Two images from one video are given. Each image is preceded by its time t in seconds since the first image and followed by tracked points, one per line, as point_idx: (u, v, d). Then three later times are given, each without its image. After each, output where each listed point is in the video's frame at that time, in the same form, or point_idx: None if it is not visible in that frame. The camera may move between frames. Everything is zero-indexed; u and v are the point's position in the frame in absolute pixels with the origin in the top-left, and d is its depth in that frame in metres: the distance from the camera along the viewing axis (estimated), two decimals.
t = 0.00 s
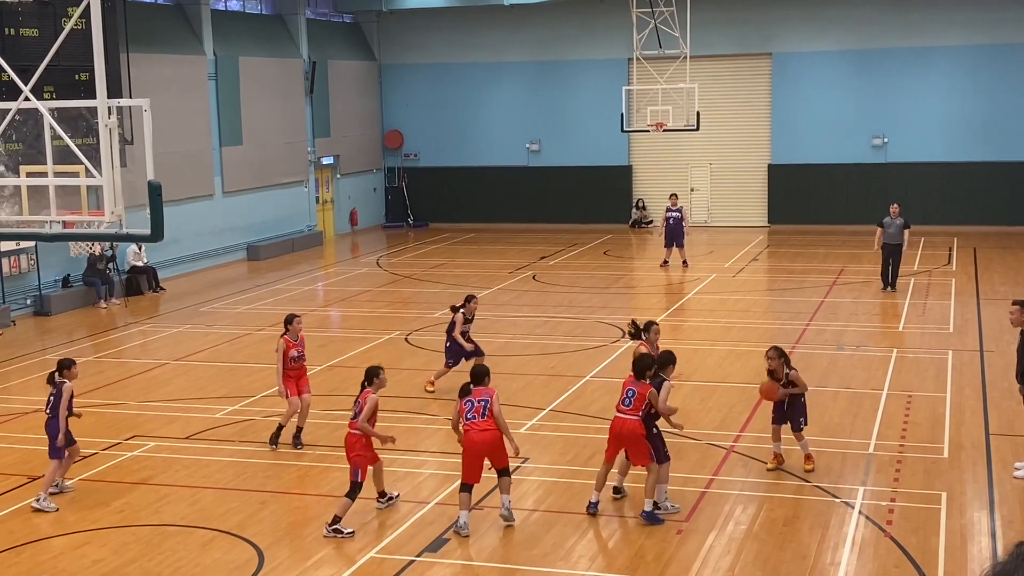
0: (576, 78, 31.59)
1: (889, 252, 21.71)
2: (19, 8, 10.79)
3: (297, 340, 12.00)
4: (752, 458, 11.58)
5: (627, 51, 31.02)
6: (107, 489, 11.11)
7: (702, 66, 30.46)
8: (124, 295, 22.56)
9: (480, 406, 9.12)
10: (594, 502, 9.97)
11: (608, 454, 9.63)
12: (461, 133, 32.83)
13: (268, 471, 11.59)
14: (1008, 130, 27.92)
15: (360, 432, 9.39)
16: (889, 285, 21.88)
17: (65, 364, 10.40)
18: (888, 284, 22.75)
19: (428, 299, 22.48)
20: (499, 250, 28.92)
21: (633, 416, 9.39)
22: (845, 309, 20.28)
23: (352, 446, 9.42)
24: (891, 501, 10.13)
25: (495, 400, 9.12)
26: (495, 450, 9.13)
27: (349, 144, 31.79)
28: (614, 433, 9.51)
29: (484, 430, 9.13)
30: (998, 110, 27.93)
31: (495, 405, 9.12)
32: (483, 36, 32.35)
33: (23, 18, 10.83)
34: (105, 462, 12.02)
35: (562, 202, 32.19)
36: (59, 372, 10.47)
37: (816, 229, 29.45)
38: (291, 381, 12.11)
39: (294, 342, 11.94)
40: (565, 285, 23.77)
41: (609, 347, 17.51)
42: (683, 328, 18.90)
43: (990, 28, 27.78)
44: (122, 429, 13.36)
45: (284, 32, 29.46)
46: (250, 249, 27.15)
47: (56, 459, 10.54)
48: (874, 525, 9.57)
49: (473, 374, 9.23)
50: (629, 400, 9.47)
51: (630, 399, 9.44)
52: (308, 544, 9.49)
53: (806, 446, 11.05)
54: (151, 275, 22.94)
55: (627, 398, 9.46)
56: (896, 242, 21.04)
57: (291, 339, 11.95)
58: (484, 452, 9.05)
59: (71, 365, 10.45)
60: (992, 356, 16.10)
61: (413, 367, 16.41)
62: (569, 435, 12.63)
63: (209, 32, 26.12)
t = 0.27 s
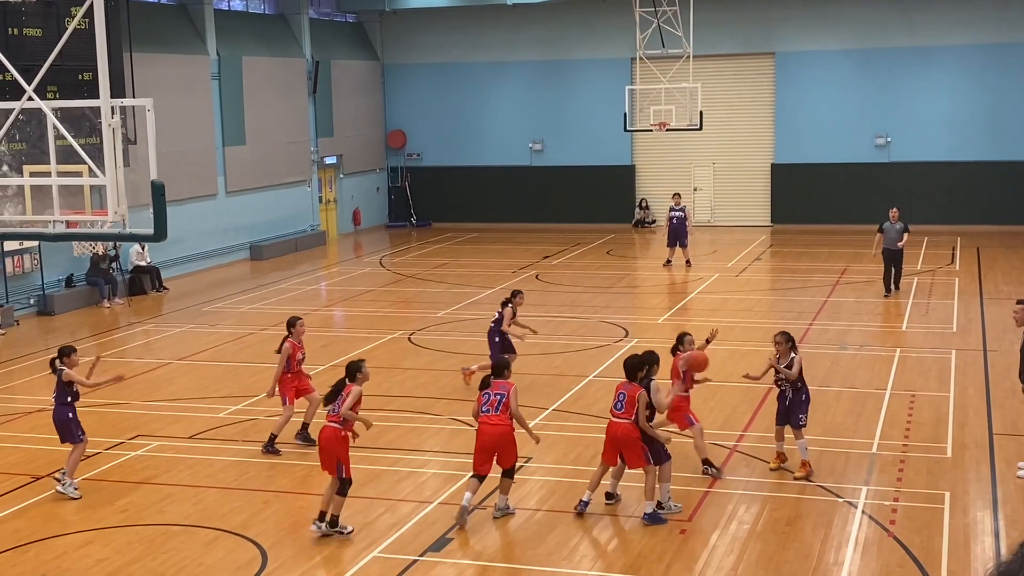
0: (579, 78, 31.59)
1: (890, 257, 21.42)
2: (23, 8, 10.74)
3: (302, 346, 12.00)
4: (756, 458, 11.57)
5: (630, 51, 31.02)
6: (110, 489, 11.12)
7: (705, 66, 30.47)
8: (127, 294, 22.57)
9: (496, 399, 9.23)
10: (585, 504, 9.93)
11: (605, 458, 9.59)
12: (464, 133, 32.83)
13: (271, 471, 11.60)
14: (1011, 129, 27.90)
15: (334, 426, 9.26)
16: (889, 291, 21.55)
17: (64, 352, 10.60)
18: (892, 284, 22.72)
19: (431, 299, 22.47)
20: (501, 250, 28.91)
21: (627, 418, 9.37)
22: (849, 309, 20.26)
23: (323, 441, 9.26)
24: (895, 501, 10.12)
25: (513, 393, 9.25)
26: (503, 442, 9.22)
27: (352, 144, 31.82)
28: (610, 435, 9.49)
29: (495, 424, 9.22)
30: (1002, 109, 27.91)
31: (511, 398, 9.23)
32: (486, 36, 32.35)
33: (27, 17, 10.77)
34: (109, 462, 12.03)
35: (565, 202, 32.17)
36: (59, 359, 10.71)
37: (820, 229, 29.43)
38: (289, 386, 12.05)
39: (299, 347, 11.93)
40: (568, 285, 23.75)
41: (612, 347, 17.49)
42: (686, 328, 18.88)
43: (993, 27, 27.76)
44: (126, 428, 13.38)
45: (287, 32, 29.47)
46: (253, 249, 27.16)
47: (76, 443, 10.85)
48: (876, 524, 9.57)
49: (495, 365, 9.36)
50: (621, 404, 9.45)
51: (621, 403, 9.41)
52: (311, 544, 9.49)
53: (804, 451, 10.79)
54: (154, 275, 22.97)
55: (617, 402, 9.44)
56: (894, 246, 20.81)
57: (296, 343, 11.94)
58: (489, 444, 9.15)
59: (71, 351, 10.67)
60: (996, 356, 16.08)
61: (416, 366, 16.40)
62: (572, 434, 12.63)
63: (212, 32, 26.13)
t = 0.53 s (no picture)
0: (583, 78, 31.59)
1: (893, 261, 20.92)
2: (26, 8, 10.70)
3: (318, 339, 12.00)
4: (759, 458, 11.56)
5: (633, 51, 31.02)
6: (114, 489, 11.12)
7: (709, 65, 30.47)
8: (131, 295, 22.58)
9: (503, 397, 9.65)
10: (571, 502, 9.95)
11: (591, 458, 9.61)
12: (468, 133, 32.84)
13: (275, 471, 11.59)
14: (1015, 129, 27.87)
15: (333, 448, 8.77)
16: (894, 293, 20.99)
17: (72, 354, 10.64)
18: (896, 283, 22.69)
19: (434, 299, 22.46)
20: (505, 250, 28.90)
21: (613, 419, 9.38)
22: (853, 309, 20.25)
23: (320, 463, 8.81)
24: (898, 501, 10.11)
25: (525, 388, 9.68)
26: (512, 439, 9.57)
27: (356, 144, 31.84)
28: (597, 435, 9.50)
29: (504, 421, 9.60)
30: (1005, 109, 27.89)
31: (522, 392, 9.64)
32: (489, 36, 32.36)
33: (30, 18, 10.74)
34: (112, 462, 12.03)
35: (569, 201, 32.17)
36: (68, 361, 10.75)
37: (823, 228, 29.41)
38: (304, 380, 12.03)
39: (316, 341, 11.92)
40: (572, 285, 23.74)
41: (615, 347, 17.48)
42: (690, 328, 18.87)
43: (997, 27, 27.73)
44: (130, 428, 13.39)
45: (290, 32, 29.48)
46: (257, 249, 27.18)
47: (82, 444, 10.89)
48: (880, 524, 9.56)
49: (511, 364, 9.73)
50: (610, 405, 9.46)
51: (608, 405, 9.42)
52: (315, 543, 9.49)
53: (809, 452, 10.79)
54: (157, 275, 22.99)
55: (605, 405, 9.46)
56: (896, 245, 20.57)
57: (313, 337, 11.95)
58: (495, 436, 9.57)
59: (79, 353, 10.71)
60: (1000, 356, 16.05)
61: (419, 366, 16.40)
62: (575, 434, 12.62)
63: (215, 32, 26.15)
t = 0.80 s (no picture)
0: (586, 77, 31.58)
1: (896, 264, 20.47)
2: (30, 8, 10.74)
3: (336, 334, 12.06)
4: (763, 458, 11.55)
5: (636, 51, 31.01)
6: (117, 488, 11.14)
7: (712, 65, 30.45)
8: (134, 295, 22.58)
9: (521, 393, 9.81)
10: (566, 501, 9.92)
11: (575, 452, 9.70)
12: (471, 132, 32.84)
13: (278, 470, 11.60)
14: (1019, 129, 27.83)
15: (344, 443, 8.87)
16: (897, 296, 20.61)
17: (81, 349, 10.87)
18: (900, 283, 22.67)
19: (437, 299, 22.45)
20: (507, 250, 28.89)
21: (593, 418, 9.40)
22: (856, 308, 20.23)
23: (333, 461, 8.83)
24: (902, 501, 10.10)
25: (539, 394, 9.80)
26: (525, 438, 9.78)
27: (359, 144, 31.84)
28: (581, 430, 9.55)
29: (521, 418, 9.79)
30: (1009, 109, 27.85)
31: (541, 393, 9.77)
32: (492, 36, 32.36)
33: (34, 18, 10.77)
34: (115, 462, 12.04)
35: (572, 201, 32.17)
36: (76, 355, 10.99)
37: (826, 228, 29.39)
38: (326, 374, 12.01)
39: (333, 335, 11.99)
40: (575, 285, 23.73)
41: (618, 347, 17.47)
42: (693, 328, 18.85)
43: (1001, 26, 27.70)
44: (133, 428, 13.40)
45: (293, 32, 29.48)
46: (260, 249, 27.18)
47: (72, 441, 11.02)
48: (883, 524, 9.55)
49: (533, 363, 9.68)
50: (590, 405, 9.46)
51: (590, 404, 9.44)
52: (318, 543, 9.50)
53: (810, 452, 10.79)
54: (161, 275, 22.99)
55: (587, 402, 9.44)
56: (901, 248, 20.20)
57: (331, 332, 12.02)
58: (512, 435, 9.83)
59: (88, 349, 10.97)
60: (1004, 356, 16.03)
61: (422, 366, 16.40)
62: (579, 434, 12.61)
63: (218, 32, 26.14)
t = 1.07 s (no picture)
0: (589, 77, 31.57)
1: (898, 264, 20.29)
2: (33, 9, 10.78)
3: (359, 342, 12.34)
4: (766, 458, 11.54)
5: (640, 51, 31.00)
6: (121, 488, 11.15)
7: (715, 65, 30.43)
8: (137, 295, 22.59)
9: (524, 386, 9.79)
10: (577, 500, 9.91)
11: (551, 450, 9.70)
12: (474, 133, 32.84)
13: (282, 471, 11.60)
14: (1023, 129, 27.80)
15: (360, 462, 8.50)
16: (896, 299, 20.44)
17: (85, 355, 10.86)
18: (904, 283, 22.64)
19: (441, 299, 22.46)
20: (511, 250, 28.89)
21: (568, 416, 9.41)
22: (860, 308, 20.21)
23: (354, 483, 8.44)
24: (906, 501, 10.10)
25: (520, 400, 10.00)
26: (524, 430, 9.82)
27: (362, 144, 31.85)
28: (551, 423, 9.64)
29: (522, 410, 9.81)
30: (1012, 109, 27.83)
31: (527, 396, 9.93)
32: (496, 36, 32.36)
33: (37, 19, 10.83)
34: (119, 462, 12.05)
35: (575, 201, 32.17)
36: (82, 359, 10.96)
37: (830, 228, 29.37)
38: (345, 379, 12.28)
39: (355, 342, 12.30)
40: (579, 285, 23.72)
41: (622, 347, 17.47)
42: (697, 328, 18.85)
43: (1005, 26, 27.67)
44: (137, 428, 13.41)
45: (297, 32, 29.49)
46: (263, 249, 27.19)
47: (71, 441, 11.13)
48: (887, 524, 9.54)
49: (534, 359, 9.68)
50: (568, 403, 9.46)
51: (568, 402, 9.46)
52: (321, 544, 9.49)
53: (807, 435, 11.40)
54: (164, 275, 23.01)
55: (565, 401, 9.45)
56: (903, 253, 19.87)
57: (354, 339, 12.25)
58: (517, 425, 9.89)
59: (93, 354, 10.93)
60: (1007, 356, 16.02)
61: (426, 366, 16.41)
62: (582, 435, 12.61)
63: (221, 32, 26.15)
